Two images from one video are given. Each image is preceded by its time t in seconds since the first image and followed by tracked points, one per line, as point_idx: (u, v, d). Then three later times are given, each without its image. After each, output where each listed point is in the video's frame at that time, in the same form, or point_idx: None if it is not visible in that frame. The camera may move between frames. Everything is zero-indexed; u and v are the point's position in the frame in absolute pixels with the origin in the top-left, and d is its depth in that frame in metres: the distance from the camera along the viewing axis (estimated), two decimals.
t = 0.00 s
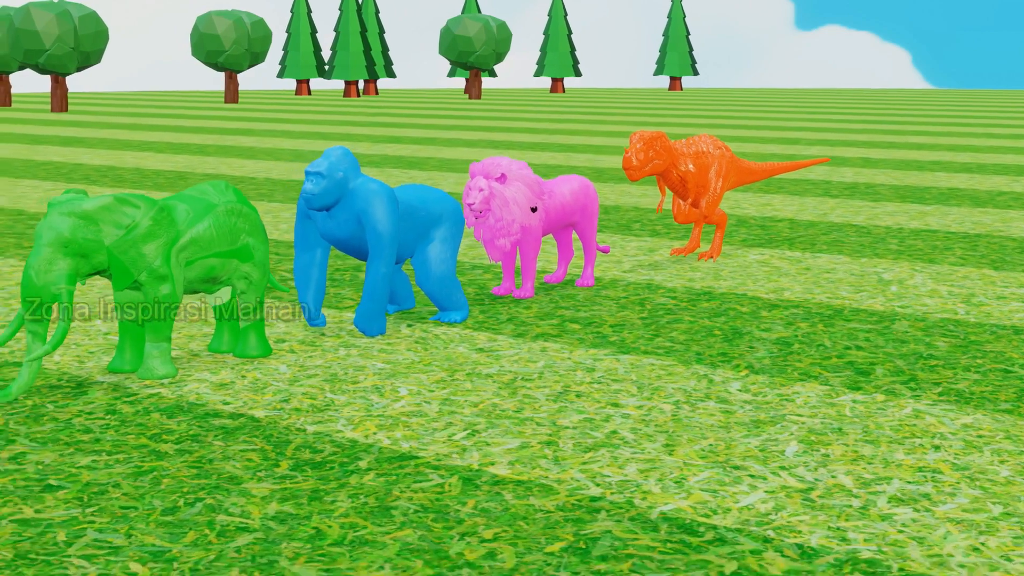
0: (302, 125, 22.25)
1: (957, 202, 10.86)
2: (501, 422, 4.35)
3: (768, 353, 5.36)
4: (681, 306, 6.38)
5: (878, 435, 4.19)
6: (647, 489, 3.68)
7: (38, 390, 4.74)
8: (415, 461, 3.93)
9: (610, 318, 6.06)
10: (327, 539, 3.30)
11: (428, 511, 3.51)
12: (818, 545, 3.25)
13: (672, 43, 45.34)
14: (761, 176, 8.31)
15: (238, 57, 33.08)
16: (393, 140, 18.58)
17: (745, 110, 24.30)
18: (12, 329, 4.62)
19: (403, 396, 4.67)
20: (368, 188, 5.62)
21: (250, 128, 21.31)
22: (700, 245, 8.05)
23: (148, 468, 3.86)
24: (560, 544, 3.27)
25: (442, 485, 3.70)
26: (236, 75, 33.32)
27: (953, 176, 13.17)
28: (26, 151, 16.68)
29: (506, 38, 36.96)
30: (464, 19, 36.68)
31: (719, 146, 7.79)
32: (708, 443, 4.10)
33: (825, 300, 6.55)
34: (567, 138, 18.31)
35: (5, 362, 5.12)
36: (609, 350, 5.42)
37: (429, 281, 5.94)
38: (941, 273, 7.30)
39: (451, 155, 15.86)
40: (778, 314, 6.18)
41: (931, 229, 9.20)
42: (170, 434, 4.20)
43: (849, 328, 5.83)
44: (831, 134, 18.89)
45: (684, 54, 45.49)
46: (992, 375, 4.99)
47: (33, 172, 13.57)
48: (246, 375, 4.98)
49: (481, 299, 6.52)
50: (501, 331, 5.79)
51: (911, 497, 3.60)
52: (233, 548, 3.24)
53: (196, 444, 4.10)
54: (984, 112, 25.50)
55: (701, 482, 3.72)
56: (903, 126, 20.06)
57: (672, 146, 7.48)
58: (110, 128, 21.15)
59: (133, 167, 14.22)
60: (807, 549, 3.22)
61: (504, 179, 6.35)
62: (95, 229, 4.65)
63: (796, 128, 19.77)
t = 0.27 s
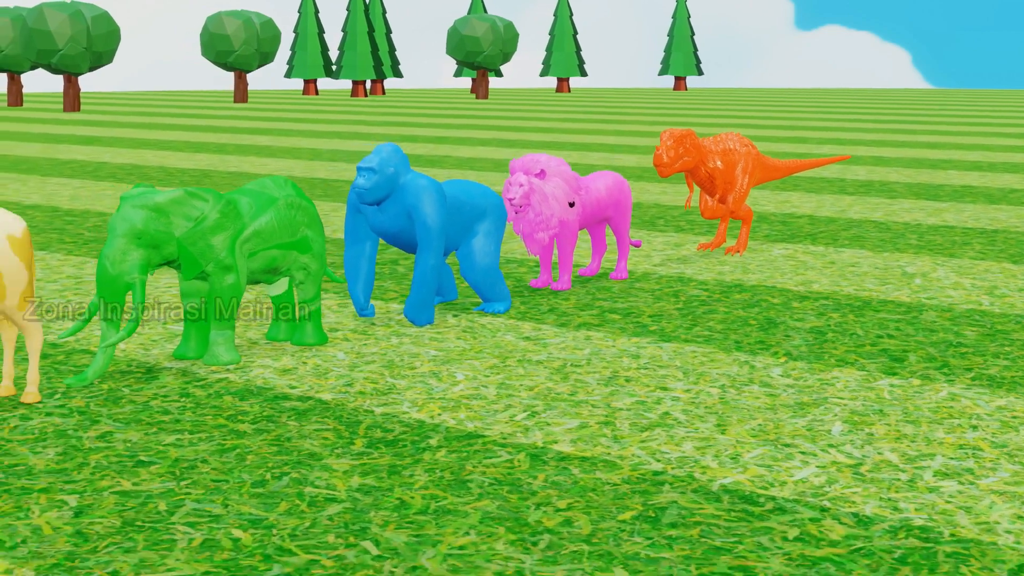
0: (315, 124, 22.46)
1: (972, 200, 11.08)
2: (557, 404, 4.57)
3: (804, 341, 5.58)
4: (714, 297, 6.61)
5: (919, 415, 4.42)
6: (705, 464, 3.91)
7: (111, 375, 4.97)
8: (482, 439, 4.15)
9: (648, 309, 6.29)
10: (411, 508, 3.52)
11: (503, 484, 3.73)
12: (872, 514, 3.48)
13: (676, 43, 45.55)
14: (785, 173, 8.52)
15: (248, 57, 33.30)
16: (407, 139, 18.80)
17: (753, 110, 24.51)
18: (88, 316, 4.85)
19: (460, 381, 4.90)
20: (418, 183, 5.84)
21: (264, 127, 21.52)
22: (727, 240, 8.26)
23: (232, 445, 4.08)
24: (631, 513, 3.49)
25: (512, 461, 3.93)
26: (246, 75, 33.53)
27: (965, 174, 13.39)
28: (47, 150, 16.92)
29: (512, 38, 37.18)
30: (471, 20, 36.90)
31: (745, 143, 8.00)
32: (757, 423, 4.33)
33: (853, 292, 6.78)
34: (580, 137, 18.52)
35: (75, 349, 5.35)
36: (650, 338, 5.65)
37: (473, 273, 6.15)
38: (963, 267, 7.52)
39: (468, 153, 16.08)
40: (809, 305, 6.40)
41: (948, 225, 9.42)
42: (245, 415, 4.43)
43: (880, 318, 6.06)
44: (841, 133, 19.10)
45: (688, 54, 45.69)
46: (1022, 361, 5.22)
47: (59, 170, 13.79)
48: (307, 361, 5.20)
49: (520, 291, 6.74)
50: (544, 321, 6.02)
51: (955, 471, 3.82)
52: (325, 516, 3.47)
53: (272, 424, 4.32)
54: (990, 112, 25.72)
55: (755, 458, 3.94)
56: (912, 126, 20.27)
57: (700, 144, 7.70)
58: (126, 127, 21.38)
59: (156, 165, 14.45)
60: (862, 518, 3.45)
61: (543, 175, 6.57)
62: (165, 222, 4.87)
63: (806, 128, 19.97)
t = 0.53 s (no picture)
0: (329, 123, 22.68)
1: (986, 197, 11.30)
2: (609, 388, 4.79)
3: (837, 330, 5.81)
4: (746, 289, 6.83)
5: (955, 398, 4.64)
6: (757, 442, 4.13)
7: (177, 361, 5.19)
8: (543, 420, 4.38)
9: (683, 301, 6.51)
10: (486, 481, 3.74)
11: (569, 460, 3.95)
12: (920, 486, 3.70)
13: (681, 43, 45.75)
14: (808, 170, 8.73)
15: (257, 57, 33.53)
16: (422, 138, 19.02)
17: (761, 110, 24.72)
18: (157, 304, 5.06)
19: (513, 367, 5.12)
20: (463, 179, 6.06)
21: (279, 126, 21.74)
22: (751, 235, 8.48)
23: (306, 425, 4.31)
24: (693, 485, 3.71)
25: (574, 439, 4.15)
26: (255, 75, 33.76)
27: (977, 172, 13.60)
28: (68, 149, 17.15)
29: (520, 38, 37.40)
30: (478, 20, 37.13)
31: (771, 141, 8.22)
32: (802, 405, 4.55)
33: (879, 284, 7.00)
34: (593, 135, 18.74)
35: (138, 337, 5.57)
36: (689, 328, 5.87)
37: (515, 265, 6.37)
38: (983, 261, 7.75)
39: (484, 151, 16.30)
40: (838, 296, 6.62)
41: (965, 221, 9.64)
42: (313, 397, 4.65)
43: (908, 309, 6.28)
44: (851, 132, 19.32)
45: (693, 54, 45.90)
46: None
47: (85, 168, 14.01)
48: (363, 348, 5.42)
49: (557, 283, 6.96)
50: (585, 311, 6.24)
51: (994, 448, 4.05)
52: (406, 488, 3.69)
53: (340, 406, 4.55)
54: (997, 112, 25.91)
55: (804, 436, 4.17)
56: (920, 125, 20.48)
57: (727, 141, 7.92)
58: (142, 126, 21.59)
59: (179, 163, 14.68)
60: (911, 490, 3.67)
61: (580, 171, 6.79)
62: (230, 214, 5.09)
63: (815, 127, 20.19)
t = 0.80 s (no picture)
0: (342, 122, 22.91)
1: (999, 194, 11.52)
2: (656, 373, 5.02)
3: (867, 321, 6.03)
4: (775, 282, 7.05)
5: (988, 383, 4.86)
6: (803, 422, 4.35)
7: (239, 348, 5.41)
8: (596, 402, 4.60)
9: (715, 292, 6.73)
10: (552, 458, 3.97)
11: (627, 438, 4.18)
12: (963, 462, 3.92)
13: (686, 43, 45.96)
14: (830, 167, 8.94)
15: (267, 57, 33.76)
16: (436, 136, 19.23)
17: (770, 110, 24.93)
18: (219, 294, 5.27)
19: (561, 354, 5.34)
20: (506, 174, 6.28)
21: (293, 125, 21.96)
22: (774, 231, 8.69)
23: (372, 406, 4.53)
24: (748, 461, 3.93)
25: (630, 420, 4.37)
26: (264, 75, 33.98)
27: (989, 169, 13.82)
28: (88, 148, 17.36)
29: (526, 38, 37.63)
30: (485, 21, 37.36)
31: (794, 139, 8.44)
32: (841, 389, 4.78)
33: (904, 277, 7.22)
34: (605, 134, 18.96)
35: (197, 327, 5.79)
36: (724, 318, 6.09)
37: (554, 258, 6.59)
38: (1003, 255, 7.97)
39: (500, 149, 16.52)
40: (865, 288, 6.84)
41: (982, 217, 9.86)
42: (374, 382, 4.87)
43: (934, 300, 6.50)
44: (860, 131, 19.53)
45: (698, 54, 46.11)
46: None
47: (109, 167, 14.23)
48: (414, 337, 5.64)
49: (591, 276, 7.18)
50: (622, 303, 6.46)
51: None
52: (477, 464, 3.91)
53: (402, 389, 4.77)
54: (1003, 111, 26.11)
55: (848, 417, 4.39)
56: (928, 124, 20.69)
57: (753, 139, 8.15)
58: (158, 126, 21.83)
59: (202, 162, 14.91)
60: (955, 465, 3.89)
61: (614, 167, 7.02)
62: (289, 208, 5.31)
63: (825, 126, 20.40)
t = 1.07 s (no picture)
0: (354, 120, 23.11)
1: (1012, 192, 11.73)
2: (697, 360, 5.24)
3: (895, 311, 6.25)
4: (802, 275, 7.27)
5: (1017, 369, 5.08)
6: (844, 404, 4.57)
7: (293, 337, 5.62)
8: (645, 386, 4.82)
9: (745, 285, 6.95)
10: (610, 437, 4.18)
11: (679, 419, 4.39)
12: (1000, 441, 4.14)
13: (691, 43, 46.16)
14: (849, 164, 9.15)
15: (276, 57, 33.98)
16: (450, 134, 19.43)
17: (778, 110, 25.14)
18: (276, 285, 5.49)
19: (604, 342, 5.56)
20: (544, 171, 6.49)
21: (306, 123, 22.16)
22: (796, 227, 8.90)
23: (431, 391, 4.75)
24: (796, 440, 4.15)
25: (679, 402, 4.59)
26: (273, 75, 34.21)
27: (999, 168, 14.03)
28: (107, 146, 17.56)
29: (533, 38, 37.85)
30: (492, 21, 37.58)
31: (816, 137, 8.64)
32: (877, 375, 4.99)
33: (926, 271, 7.44)
34: (617, 133, 19.16)
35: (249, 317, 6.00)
36: (757, 309, 6.31)
37: (589, 252, 6.81)
38: (1020, 250, 8.19)
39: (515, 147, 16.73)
40: (890, 281, 7.06)
41: (996, 214, 10.08)
42: (429, 368, 5.09)
43: (958, 293, 6.72)
44: (869, 131, 19.74)
45: (702, 54, 46.32)
46: None
47: (132, 165, 14.44)
48: (460, 326, 5.86)
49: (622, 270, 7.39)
50: (656, 294, 6.68)
51: None
52: (539, 442, 4.12)
53: (457, 375, 4.98)
54: (1008, 110, 26.33)
55: (886, 401, 4.61)
56: (936, 124, 20.90)
57: (776, 137, 8.37)
58: (173, 125, 22.04)
59: (222, 160, 15.12)
60: (992, 443, 4.11)
61: (645, 164, 7.22)
62: (343, 202, 5.52)
63: (834, 126, 20.61)
